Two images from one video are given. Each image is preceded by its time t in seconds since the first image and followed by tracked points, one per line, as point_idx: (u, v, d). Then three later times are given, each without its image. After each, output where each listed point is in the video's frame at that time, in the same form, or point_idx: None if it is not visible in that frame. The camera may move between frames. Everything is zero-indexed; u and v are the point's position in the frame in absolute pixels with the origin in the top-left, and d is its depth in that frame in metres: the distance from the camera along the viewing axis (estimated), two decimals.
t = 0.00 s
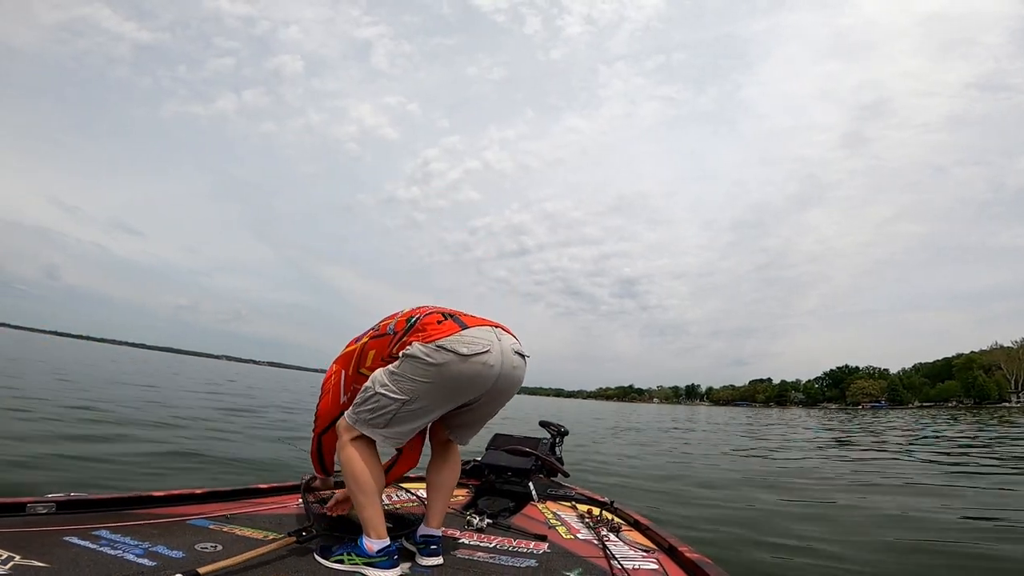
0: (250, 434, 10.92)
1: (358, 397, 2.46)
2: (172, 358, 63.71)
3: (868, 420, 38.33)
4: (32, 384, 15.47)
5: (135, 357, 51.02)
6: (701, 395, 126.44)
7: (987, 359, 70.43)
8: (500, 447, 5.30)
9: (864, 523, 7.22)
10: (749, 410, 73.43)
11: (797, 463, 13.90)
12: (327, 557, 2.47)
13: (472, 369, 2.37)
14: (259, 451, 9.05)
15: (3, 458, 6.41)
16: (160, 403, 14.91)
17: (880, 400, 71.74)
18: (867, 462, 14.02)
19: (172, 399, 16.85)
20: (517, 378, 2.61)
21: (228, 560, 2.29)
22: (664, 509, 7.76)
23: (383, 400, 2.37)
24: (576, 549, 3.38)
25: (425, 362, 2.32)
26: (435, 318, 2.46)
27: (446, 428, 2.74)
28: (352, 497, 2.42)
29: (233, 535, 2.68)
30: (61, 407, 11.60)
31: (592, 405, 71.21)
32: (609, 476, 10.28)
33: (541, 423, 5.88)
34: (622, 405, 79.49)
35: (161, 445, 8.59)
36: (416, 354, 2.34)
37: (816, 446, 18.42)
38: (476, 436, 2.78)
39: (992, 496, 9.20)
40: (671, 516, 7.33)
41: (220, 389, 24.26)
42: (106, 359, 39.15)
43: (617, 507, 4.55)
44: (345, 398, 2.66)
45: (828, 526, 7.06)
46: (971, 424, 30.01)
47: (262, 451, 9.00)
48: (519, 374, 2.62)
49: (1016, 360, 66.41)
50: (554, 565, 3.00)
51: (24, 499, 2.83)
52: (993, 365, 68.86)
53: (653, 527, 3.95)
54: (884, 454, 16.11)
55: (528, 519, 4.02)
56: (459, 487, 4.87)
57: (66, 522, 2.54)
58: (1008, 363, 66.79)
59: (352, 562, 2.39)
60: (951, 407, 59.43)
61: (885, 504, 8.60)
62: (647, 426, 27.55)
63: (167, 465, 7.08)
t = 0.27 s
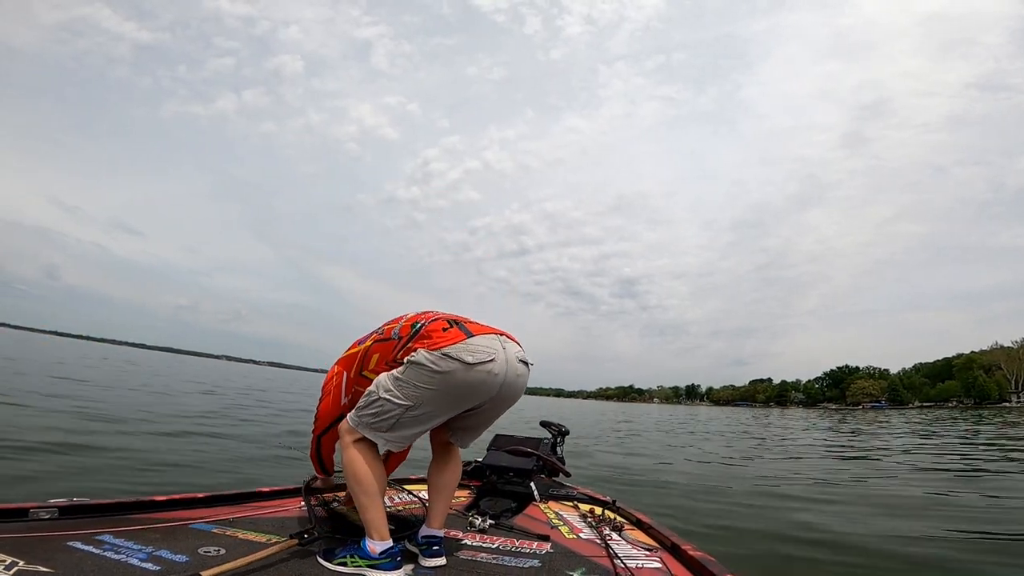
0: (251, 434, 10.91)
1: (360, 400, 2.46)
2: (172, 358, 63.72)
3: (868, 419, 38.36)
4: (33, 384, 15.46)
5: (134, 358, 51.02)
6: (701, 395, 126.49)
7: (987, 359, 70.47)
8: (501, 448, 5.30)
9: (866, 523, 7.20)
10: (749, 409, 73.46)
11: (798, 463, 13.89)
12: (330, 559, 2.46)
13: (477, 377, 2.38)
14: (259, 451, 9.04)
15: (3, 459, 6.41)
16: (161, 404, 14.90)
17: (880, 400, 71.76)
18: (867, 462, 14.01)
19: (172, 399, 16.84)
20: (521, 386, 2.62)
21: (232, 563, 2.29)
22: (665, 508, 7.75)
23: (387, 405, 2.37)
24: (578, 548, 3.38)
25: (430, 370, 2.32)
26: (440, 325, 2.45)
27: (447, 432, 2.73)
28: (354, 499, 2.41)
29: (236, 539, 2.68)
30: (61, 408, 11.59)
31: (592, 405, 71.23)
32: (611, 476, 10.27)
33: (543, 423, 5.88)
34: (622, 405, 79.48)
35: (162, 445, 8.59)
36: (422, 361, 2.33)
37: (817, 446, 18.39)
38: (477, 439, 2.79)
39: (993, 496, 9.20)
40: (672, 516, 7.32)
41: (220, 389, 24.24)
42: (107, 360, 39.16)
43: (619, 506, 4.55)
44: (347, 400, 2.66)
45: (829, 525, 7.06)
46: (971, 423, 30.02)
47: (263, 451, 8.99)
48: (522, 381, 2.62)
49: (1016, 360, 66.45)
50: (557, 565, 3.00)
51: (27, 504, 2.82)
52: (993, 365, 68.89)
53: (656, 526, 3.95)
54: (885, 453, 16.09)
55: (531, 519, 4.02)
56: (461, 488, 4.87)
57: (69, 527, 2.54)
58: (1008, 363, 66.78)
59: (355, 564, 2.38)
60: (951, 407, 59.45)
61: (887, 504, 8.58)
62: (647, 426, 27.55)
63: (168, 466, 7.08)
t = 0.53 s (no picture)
0: (251, 434, 10.91)
1: (359, 402, 2.46)
2: (172, 358, 63.71)
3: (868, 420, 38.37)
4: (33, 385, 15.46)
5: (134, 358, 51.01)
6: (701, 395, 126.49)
7: (987, 359, 70.46)
8: (501, 447, 5.30)
9: (866, 523, 7.19)
10: (750, 410, 73.46)
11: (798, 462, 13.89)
12: (330, 558, 2.46)
13: (475, 381, 2.38)
14: (259, 451, 9.04)
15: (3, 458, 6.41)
16: (162, 403, 14.91)
17: (880, 400, 71.77)
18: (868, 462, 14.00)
19: (172, 399, 16.83)
20: (518, 390, 2.62)
21: (232, 562, 2.30)
22: (665, 508, 7.74)
23: (385, 406, 2.37)
24: (578, 548, 3.38)
25: (428, 373, 2.33)
26: (438, 329, 2.45)
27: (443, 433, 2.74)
28: (353, 498, 2.42)
29: (236, 538, 2.69)
30: (62, 408, 11.59)
31: (592, 405, 71.22)
32: (611, 476, 10.26)
33: (542, 422, 5.88)
34: (622, 405, 79.48)
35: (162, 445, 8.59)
36: (420, 365, 2.33)
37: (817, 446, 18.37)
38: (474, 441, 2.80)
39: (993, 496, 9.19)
40: (672, 516, 7.30)
41: (220, 389, 24.22)
42: (107, 360, 39.17)
43: (618, 506, 4.55)
44: (342, 400, 2.67)
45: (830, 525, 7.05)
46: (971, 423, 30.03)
47: (264, 451, 8.99)
48: (519, 385, 2.63)
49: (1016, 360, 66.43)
50: (557, 564, 3.00)
51: (27, 503, 2.83)
52: (994, 365, 68.87)
53: (656, 525, 3.95)
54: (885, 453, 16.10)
55: (531, 519, 4.01)
56: (461, 487, 4.87)
57: (69, 526, 2.54)
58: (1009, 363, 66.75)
59: (355, 564, 2.39)
60: (952, 407, 59.43)
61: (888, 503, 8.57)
62: (647, 426, 27.53)
63: (168, 466, 7.08)
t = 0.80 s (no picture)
0: (251, 434, 10.90)
1: (354, 401, 2.46)
2: (173, 358, 63.70)
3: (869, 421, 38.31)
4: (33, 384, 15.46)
5: (135, 358, 51.07)
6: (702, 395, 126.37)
7: (988, 359, 70.39)
8: (500, 446, 5.30)
9: (866, 523, 7.18)
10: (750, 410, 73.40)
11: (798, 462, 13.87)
12: (328, 555, 2.46)
13: (470, 381, 2.38)
14: (259, 450, 9.05)
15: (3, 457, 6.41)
16: (162, 403, 14.91)
17: (881, 400, 71.72)
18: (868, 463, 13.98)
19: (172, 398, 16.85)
20: (513, 389, 2.63)
21: (231, 558, 2.29)
22: (664, 508, 7.74)
23: (381, 405, 2.37)
24: (576, 547, 3.38)
25: (424, 373, 2.32)
26: (434, 329, 2.44)
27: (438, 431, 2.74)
28: (349, 496, 2.41)
29: (234, 535, 2.69)
30: (62, 407, 11.60)
31: (593, 405, 71.17)
32: (611, 476, 10.25)
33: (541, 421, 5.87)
34: (623, 405, 79.42)
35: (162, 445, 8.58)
36: (416, 364, 2.33)
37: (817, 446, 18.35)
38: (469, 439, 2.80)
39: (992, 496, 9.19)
40: (671, 516, 7.30)
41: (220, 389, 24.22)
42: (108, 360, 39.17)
43: (617, 505, 4.55)
44: (336, 401, 2.66)
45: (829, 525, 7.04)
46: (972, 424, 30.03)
47: (264, 451, 8.99)
48: (514, 384, 2.63)
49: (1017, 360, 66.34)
50: (555, 563, 3.00)
51: (26, 498, 2.83)
52: (995, 365, 68.81)
53: (655, 525, 3.95)
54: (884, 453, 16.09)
55: (529, 517, 4.01)
56: (460, 486, 4.87)
57: (68, 521, 2.55)
58: (1009, 363, 66.69)
59: (353, 561, 2.39)
60: (953, 407, 59.39)
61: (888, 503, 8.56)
62: (647, 426, 27.49)
63: (168, 465, 7.08)
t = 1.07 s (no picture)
0: (252, 434, 10.91)
1: (353, 400, 2.46)
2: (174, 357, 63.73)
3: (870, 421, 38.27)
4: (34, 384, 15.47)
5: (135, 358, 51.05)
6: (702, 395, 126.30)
7: (989, 359, 70.35)
8: (500, 446, 5.30)
9: (865, 523, 7.18)
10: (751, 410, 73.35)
11: (797, 462, 13.86)
12: (327, 554, 2.47)
13: (468, 378, 2.39)
14: (259, 450, 9.05)
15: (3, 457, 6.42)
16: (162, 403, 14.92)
17: (881, 400, 71.67)
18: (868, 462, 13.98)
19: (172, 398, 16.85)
20: (511, 386, 2.64)
21: (230, 557, 2.30)
22: (665, 508, 7.74)
23: (379, 404, 2.38)
24: (575, 547, 3.38)
25: (422, 371, 2.33)
26: (432, 326, 2.45)
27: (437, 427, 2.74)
28: (349, 496, 2.42)
29: (233, 533, 2.70)
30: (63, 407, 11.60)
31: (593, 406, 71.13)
32: (611, 476, 10.23)
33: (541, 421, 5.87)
34: (623, 405, 79.39)
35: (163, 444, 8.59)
36: (413, 362, 2.33)
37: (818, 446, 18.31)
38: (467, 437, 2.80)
39: (991, 496, 9.20)
40: (671, 516, 7.30)
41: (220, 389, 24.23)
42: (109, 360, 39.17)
43: (617, 505, 4.55)
44: (335, 398, 2.67)
45: (829, 525, 7.03)
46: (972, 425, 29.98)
47: (264, 450, 8.99)
48: (512, 381, 2.64)
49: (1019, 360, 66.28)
50: (554, 563, 3.00)
51: (26, 496, 2.84)
52: (996, 365, 68.78)
53: (654, 526, 3.96)
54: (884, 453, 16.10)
55: (529, 517, 4.02)
56: (460, 486, 4.88)
57: (67, 520, 2.56)
58: (1010, 363, 66.60)
59: (352, 560, 2.39)
60: (954, 407, 59.33)
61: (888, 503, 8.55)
62: (648, 426, 27.39)
63: (168, 464, 7.08)
